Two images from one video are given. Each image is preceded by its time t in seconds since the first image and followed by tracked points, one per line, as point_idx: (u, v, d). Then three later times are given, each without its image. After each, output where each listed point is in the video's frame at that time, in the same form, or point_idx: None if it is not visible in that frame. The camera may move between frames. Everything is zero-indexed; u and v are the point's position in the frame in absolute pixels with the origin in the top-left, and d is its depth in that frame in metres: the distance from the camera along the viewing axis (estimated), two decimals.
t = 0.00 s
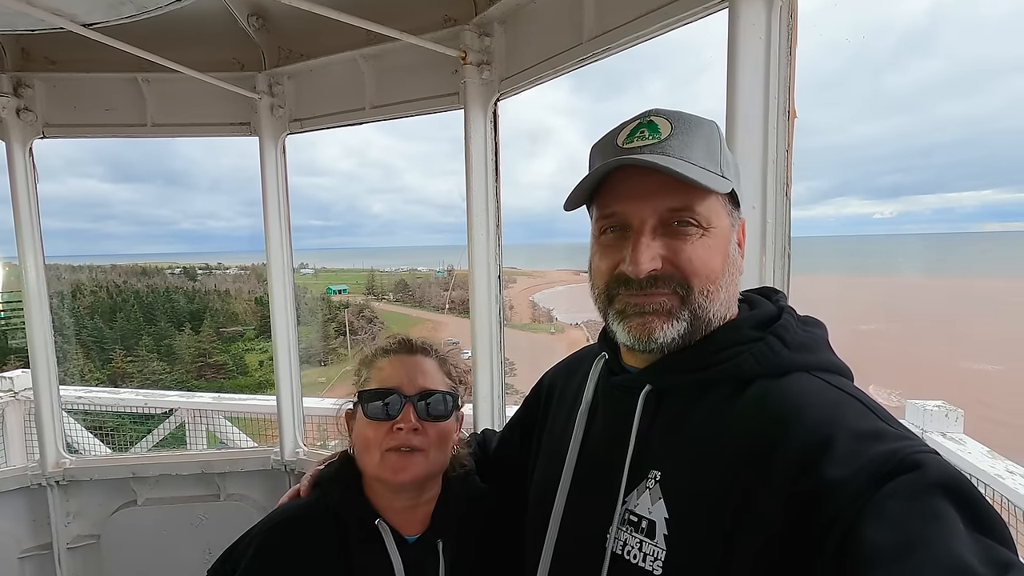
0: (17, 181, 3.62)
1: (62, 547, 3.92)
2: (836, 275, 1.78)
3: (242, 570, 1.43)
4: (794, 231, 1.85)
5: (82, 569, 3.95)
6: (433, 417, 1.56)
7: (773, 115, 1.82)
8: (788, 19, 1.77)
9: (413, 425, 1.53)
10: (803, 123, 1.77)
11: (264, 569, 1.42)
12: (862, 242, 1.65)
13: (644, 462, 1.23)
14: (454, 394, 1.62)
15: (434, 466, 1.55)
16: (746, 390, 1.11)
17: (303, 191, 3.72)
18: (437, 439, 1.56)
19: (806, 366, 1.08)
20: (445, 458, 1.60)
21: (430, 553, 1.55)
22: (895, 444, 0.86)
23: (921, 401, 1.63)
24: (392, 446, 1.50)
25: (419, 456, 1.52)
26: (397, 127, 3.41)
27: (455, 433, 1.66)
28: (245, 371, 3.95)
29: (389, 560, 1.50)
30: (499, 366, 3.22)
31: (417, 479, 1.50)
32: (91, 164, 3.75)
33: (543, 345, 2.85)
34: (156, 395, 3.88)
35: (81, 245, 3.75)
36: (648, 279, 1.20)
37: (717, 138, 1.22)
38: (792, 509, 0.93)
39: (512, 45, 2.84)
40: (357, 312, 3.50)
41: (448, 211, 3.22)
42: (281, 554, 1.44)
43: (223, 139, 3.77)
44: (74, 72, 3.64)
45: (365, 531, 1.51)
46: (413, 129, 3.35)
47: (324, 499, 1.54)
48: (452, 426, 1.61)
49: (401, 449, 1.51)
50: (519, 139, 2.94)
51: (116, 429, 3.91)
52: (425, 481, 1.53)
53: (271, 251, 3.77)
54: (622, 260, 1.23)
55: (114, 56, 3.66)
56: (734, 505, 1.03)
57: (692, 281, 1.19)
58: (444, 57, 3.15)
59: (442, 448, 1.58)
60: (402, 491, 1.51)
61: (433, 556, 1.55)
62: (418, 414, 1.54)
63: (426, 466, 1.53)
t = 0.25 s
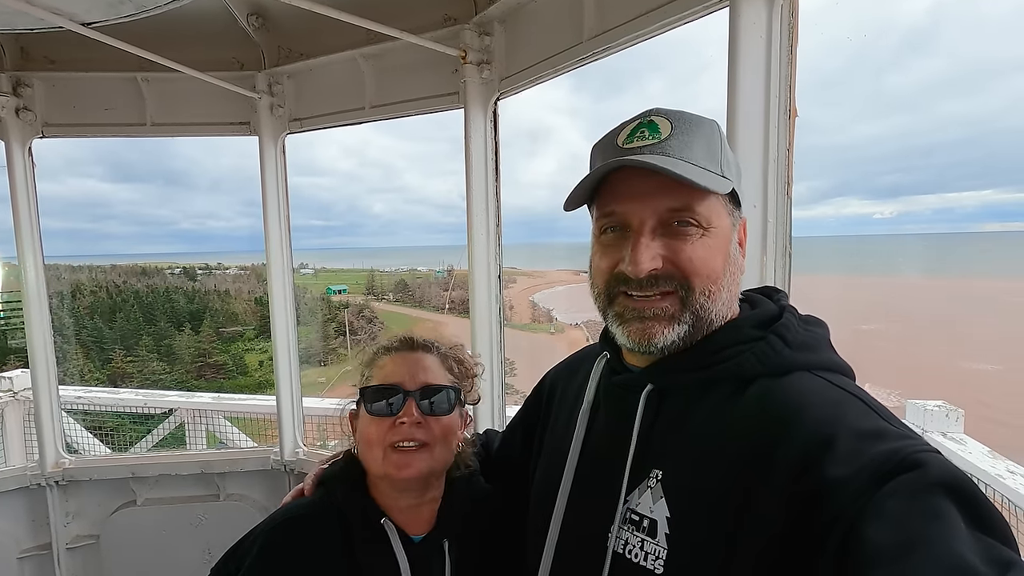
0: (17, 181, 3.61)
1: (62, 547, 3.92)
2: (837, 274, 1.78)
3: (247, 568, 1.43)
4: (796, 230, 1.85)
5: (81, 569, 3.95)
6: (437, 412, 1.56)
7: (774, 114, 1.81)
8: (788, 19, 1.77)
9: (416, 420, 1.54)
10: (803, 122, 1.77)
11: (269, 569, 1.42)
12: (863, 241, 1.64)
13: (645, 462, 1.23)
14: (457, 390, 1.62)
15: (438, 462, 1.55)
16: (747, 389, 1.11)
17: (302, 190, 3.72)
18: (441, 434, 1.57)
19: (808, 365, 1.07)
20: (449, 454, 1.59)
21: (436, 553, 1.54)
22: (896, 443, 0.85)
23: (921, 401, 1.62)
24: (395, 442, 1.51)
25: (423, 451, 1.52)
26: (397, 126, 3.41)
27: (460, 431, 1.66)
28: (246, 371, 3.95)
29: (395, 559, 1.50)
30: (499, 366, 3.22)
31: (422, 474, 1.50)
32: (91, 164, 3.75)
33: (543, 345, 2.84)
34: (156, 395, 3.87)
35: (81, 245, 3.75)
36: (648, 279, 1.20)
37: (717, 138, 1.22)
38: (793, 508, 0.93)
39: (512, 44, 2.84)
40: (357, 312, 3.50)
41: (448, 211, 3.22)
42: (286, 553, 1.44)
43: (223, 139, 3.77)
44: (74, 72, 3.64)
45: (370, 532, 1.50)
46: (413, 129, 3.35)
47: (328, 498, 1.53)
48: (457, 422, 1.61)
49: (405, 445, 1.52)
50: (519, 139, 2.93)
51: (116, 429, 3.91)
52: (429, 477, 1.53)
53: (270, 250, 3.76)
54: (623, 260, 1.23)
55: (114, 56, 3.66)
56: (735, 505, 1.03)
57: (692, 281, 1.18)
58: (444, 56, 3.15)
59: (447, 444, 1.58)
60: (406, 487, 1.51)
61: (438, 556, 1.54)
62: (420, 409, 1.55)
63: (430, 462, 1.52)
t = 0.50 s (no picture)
0: (17, 181, 3.62)
1: (61, 547, 3.92)
2: (836, 274, 1.78)
3: (246, 567, 1.42)
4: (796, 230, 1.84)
5: (80, 570, 3.95)
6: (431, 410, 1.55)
7: (774, 114, 1.81)
8: (788, 18, 1.77)
9: (412, 419, 1.53)
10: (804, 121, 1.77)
11: (269, 565, 1.42)
12: (864, 241, 1.64)
13: (645, 461, 1.22)
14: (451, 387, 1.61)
15: (436, 461, 1.54)
16: (748, 389, 1.11)
17: (302, 190, 3.71)
18: (438, 433, 1.56)
19: (809, 366, 1.07)
20: (447, 452, 1.59)
21: (434, 549, 1.54)
22: (896, 443, 0.85)
23: (921, 401, 1.61)
24: (392, 443, 1.51)
25: (419, 451, 1.52)
26: (397, 126, 3.41)
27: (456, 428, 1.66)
28: (246, 371, 3.95)
29: (394, 556, 1.50)
30: (499, 367, 3.22)
31: (420, 474, 1.50)
32: (91, 164, 3.75)
33: (543, 346, 2.84)
34: (156, 395, 3.87)
35: (81, 245, 3.75)
36: (648, 276, 1.20)
37: (721, 139, 1.22)
38: (792, 508, 0.93)
39: (512, 44, 2.84)
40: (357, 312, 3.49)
41: (448, 211, 3.22)
42: (286, 549, 1.44)
43: (223, 139, 3.77)
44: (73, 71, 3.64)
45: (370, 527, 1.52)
46: (412, 129, 3.35)
47: (328, 495, 1.54)
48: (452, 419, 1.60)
49: (401, 446, 1.51)
50: (519, 139, 2.93)
51: (116, 429, 3.91)
52: (427, 477, 1.53)
53: (270, 250, 3.76)
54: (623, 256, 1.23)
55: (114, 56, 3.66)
56: (735, 504, 1.02)
57: (693, 280, 1.18)
58: (444, 56, 3.15)
59: (444, 442, 1.57)
60: (405, 488, 1.51)
61: (437, 554, 1.55)
62: (415, 408, 1.54)
63: (427, 461, 1.52)
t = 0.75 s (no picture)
0: (17, 181, 3.62)
1: (61, 547, 3.92)
2: (835, 274, 1.78)
3: (243, 564, 1.42)
4: (794, 229, 1.84)
5: (80, 569, 3.95)
6: (426, 404, 1.56)
7: (772, 113, 1.81)
8: (786, 18, 1.77)
9: (408, 413, 1.54)
10: (802, 121, 1.77)
11: (266, 562, 1.41)
12: (863, 241, 1.64)
13: (645, 459, 1.23)
14: (448, 381, 1.62)
15: (431, 456, 1.54)
16: (748, 388, 1.11)
17: (302, 190, 3.72)
18: (434, 428, 1.56)
19: (808, 365, 1.07)
20: (443, 447, 1.59)
21: (431, 544, 1.55)
22: (896, 442, 0.85)
23: (921, 401, 1.62)
24: (387, 436, 1.51)
25: (416, 445, 1.52)
26: (396, 126, 3.41)
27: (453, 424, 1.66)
28: (246, 371, 3.96)
29: (391, 549, 1.51)
30: (498, 366, 3.22)
31: (414, 469, 1.50)
32: (91, 164, 3.75)
33: (544, 345, 2.84)
34: (156, 395, 3.88)
35: (81, 245, 3.75)
36: (647, 277, 1.20)
37: (720, 137, 1.22)
38: (791, 506, 0.93)
39: (511, 44, 2.85)
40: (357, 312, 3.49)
41: (449, 211, 3.23)
42: (283, 545, 1.44)
43: (223, 139, 3.78)
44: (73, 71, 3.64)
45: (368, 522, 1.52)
46: (412, 128, 3.35)
47: (326, 492, 1.54)
48: (448, 414, 1.61)
49: (396, 440, 1.52)
50: (518, 139, 2.94)
51: (116, 429, 3.91)
52: (422, 472, 1.53)
53: (269, 250, 3.77)
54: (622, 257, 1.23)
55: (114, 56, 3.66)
56: (734, 502, 1.03)
57: (691, 279, 1.18)
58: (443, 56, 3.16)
59: (439, 437, 1.58)
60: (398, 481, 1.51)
61: (434, 549, 1.56)
62: (410, 402, 1.55)
63: (422, 456, 1.52)
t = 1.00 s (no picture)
0: (16, 180, 3.62)
1: (61, 546, 3.92)
2: (833, 273, 1.78)
3: (240, 563, 1.42)
4: (793, 229, 1.84)
5: (79, 569, 3.95)
6: (420, 420, 1.54)
7: (770, 113, 1.81)
8: (784, 18, 1.78)
9: (402, 430, 1.53)
10: (800, 121, 1.77)
11: (263, 560, 1.41)
12: (861, 240, 1.65)
13: (643, 458, 1.23)
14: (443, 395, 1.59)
15: (428, 467, 1.55)
16: (746, 387, 1.11)
17: (302, 190, 3.72)
18: (429, 440, 1.56)
19: (806, 364, 1.07)
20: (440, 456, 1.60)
21: (429, 543, 1.55)
22: (893, 441, 0.85)
23: (920, 401, 1.62)
24: (383, 453, 1.51)
25: (408, 458, 1.52)
26: (396, 126, 3.41)
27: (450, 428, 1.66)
28: (246, 371, 3.96)
29: (388, 547, 1.52)
30: (498, 366, 3.22)
31: (412, 482, 1.52)
32: (91, 163, 3.75)
33: (543, 345, 2.85)
34: (156, 395, 3.88)
35: (81, 245, 3.75)
36: (645, 276, 1.21)
37: (718, 136, 1.21)
38: (789, 505, 0.93)
39: (510, 44, 2.85)
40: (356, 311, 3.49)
41: (449, 211, 3.23)
42: (281, 543, 1.44)
43: (223, 138, 3.78)
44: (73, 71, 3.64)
45: (365, 521, 1.52)
46: (411, 128, 3.35)
47: (324, 490, 1.54)
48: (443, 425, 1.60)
49: (392, 454, 1.52)
50: (518, 139, 2.94)
51: (116, 428, 3.92)
52: (419, 483, 1.54)
53: (269, 250, 3.77)
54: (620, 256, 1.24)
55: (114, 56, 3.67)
56: (732, 501, 1.03)
57: (689, 278, 1.19)
58: (442, 55, 3.16)
59: (435, 448, 1.58)
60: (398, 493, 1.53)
61: (431, 548, 1.55)
62: (404, 419, 1.53)
63: (419, 469, 1.53)
